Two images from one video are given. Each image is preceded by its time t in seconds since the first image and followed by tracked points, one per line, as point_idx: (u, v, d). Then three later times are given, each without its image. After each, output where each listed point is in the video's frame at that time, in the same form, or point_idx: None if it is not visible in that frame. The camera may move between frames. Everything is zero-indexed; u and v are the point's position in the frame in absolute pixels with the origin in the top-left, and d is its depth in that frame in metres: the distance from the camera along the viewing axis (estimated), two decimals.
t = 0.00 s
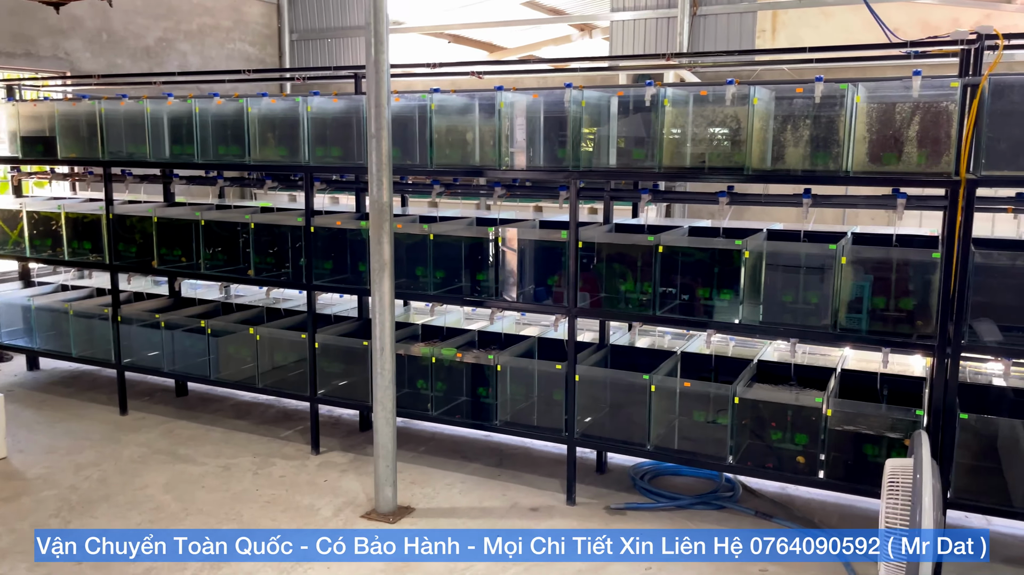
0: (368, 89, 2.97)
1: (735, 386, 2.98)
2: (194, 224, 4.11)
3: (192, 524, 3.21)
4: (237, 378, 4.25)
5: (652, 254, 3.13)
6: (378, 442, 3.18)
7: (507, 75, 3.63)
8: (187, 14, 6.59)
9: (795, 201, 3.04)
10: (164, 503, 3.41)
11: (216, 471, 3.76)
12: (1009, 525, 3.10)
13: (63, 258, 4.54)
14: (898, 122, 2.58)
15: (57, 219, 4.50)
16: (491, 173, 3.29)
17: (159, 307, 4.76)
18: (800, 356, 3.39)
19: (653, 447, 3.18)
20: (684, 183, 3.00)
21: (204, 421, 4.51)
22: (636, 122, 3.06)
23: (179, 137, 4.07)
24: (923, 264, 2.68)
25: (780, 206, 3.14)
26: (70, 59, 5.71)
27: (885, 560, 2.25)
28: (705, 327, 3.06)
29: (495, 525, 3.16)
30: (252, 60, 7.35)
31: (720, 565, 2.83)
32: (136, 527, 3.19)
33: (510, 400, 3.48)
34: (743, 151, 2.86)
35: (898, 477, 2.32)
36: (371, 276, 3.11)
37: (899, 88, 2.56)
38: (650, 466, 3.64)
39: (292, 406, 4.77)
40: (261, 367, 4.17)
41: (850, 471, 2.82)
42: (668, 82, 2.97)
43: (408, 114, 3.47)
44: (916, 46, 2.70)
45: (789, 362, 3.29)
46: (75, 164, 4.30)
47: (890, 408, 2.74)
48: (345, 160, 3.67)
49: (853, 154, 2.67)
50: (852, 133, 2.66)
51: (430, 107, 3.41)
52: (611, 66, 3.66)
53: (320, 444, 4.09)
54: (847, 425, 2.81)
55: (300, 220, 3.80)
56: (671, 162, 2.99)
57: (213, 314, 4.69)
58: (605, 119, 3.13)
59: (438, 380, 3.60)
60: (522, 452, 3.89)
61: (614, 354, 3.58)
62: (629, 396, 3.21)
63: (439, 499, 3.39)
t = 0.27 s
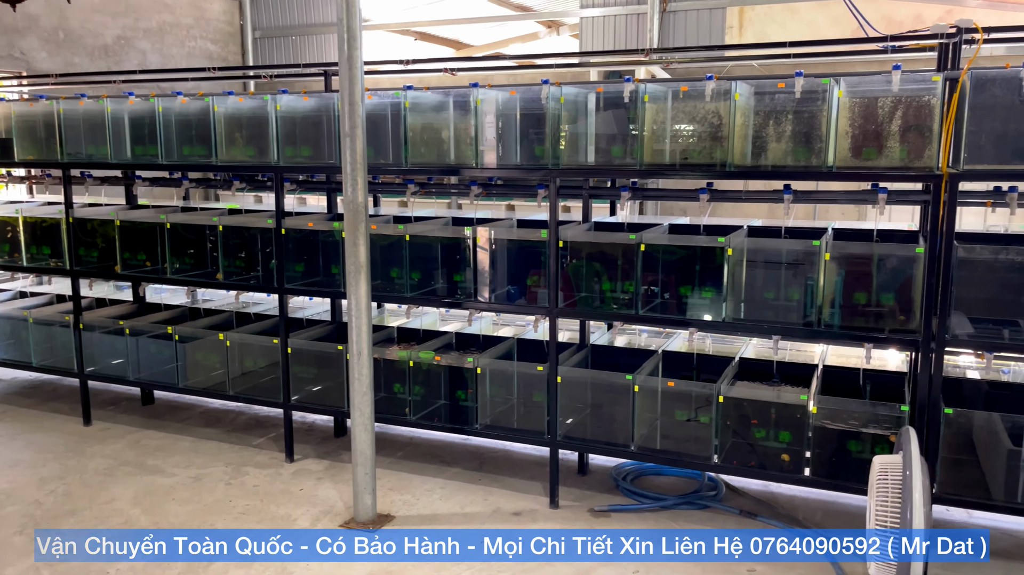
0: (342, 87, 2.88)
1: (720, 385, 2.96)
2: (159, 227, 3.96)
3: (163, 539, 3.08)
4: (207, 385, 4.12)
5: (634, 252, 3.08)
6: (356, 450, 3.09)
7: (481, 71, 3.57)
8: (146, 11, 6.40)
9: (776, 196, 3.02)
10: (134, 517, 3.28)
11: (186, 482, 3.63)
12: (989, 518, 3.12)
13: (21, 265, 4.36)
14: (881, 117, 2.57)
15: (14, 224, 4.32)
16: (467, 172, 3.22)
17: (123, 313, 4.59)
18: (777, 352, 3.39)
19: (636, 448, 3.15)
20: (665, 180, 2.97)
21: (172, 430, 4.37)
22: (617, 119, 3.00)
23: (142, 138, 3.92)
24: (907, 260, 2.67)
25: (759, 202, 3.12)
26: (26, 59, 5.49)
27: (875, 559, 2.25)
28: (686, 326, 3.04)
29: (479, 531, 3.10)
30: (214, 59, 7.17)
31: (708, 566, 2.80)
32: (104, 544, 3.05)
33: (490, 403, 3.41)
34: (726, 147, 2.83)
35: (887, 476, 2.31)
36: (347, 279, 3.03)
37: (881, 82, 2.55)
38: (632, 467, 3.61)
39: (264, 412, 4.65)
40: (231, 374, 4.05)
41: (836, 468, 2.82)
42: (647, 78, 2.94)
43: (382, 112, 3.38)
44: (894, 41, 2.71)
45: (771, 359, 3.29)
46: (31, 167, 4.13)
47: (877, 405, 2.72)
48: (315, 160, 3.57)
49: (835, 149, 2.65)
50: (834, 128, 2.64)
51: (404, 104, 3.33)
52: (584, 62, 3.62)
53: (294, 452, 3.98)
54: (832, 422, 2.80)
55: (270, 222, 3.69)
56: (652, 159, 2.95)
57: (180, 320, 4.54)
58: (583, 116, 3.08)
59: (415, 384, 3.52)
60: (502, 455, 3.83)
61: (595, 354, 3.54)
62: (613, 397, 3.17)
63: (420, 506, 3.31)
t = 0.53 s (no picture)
0: (313, 82, 2.77)
1: (704, 387, 2.90)
2: (121, 228, 3.79)
3: (127, 554, 2.93)
4: (172, 391, 3.97)
5: (616, 252, 3.01)
6: (330, 457, 2.97)
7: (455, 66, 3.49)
8: (107, 5, 6.18)
9: (758, 195, 2.97)
10: (96, 530, 3.12)
11: (152, 493, 3.48)
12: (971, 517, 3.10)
13: None
14: (867, 112, 2.53)
15: None
16: (442, 170, 3.12)
17: (84, 317, 4.41)
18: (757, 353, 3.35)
19: (618, 451, 3.08)
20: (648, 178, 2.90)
21: (136, 438, 4.20)
22: (592, 115, 2.95)
23: (103, 135, 3.75)
24: (892, 258, 2.63)
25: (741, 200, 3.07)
26: None
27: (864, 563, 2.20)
28: (669, 326, 2.97)
29: (458, 539, 3.00)
30: (178, 55, 6.96)
31: (694, 571, 2.74)
32: (64, 559, 2.90)
33: (467, 407, 3.32)
34: (709, 144, 2.77)
35: (875, 478, 2.26)
36: (319, 280, 2.91)
37: (867, 78, 2.50)
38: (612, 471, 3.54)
39: (233, 418, 4.49)
40: (198, 379, 3.90)
41: (822, 470, 2.78)
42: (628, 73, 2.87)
43: (354, 108, 3.27)
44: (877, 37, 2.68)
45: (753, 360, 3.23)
46: None
47: (862, 406, 2.68)
48: (284, 158, 3.45)
49: (820, 145, 2.61)
50: (820, 125, 2.59)
51: (378, 100, 3.22)
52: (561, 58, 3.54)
53: (265, 459, 3.84)
54: (816, 424, 2.76)
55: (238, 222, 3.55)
56: (633, 157, 2.88)
57: (144, 324, 4.36)
58: (562, 112, 2.99)
59: (390, 388, 3.41)
60: (479, 461, 3.74)
61: (574, 356, 3.46)
62: (594, 400, 3.09)
63: (396, 514, 3.20)
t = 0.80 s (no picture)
0: (280, 83, 2.63)
1: (688, 399, 2.81)
2: (77, 235, 3.60)
3: None
4: (132, 407, 3.77)
5: (596, 261, 2.90)
6: (299, 476, 2.83)
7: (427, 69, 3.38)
8: (65, 4, 5.95)
9: (742, 202, 2.90)
10: (49, 556, 2.93)
11: (109, 515, 3.29)
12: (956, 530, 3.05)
13: None
14: (855, 117, 2.47)
15: None
16: (415, 175, 3.00)
17: (39, 329, 4.20)
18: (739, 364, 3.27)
19: (600, 467, 2.97)
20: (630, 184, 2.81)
21: (93, 455, 3.99)
22: (576, 121, 2.84)
23: (60, 139, 3.57)
24: (880, 266, 2.57)
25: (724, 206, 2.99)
26: None
27: None
28: (650, 337, 2.86)
29: (434, 560, 2.87)
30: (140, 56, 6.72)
31: None
32: None
33: (442, 422, 3.19)
34: (693, 149, 2.69)
35: (867, 494, 2.19)
36: (287, 290, 2.77)
37: (855, 81, 2.44)
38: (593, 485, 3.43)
39: (196, 433, 4.30)
40: (159, 393, 3.71)
41: (809, 484, 2.70)
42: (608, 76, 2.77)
43: (324, 111, 3.14)
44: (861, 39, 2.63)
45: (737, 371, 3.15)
46: None
47: (851, 418, 2.62)
48: (250, 163, 3.29)
49: (809, 151, 2.54)
50: (809, 130, 2.52)
51: (349, 102, 3.09)
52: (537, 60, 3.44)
53: (230, 477, 3.67)
54: (804, 436, 2.68)
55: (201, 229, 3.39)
56: (613, 161, 2.79)
57: (102, 335, 4.16)
58: (540, 114, 2.91)
59: (362, 402, 3.27)
60: (455, 476, 3.61)
61: (553, 368, 3.35)
62: (575, 414, 2.98)
63: (369, 534, 3.06)
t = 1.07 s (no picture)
0: (227, 90, 2.47)
1: (658, 417, 2.72)
2: (9, 249, 3.36)
3: None
4: (70, 432, 3.54)
5: (563, 275, 2.80)
6: (250, 506, 2.65)
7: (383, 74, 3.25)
8: None
9: (711, 213, 2.82)
10: None
11: (43, 549, 3.05)
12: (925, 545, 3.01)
13: None
14: (827, 127, 2.41)
15: None
16: (371, 186, 2.87)
17: None
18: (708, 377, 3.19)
19: (568, 488, 2.86)
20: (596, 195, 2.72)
21: (28, 484, 3.73)
22: (541, 129, 2.73)
23: None
24: (853, 278, 2.51)
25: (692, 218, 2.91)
26: None
27: None
28: (619, 353, 2.76)
29: None
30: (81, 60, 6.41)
31: None
32: None
33: (402, 444, 3.04)
34: (661, 159, 2.61)
35: (845, 513, 2.11)
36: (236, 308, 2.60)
37: (826, 89, 2.38)
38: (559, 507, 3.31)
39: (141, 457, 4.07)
40: (99, 417, 3.48)
41: (783, 504, 2.63)
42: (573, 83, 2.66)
43: (275, 119, 2.98)
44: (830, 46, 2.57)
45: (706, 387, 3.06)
46: None
47: (824, 435, 2.55)
48: (197, 174, 3.11)
49: (781, 161, 2.48)
50: (780, 140, 2.46)
51: (301, 109, 2.94)
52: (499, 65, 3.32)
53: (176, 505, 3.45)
54: (776, 455, 2.61)
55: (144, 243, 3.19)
56: (578, 171, 2.71)
57: (38, 354, 3.90)
58: (503, 122, 2.77)
59: (317, 424, 3.10)
60: (416, 499, 3.45)
61: (517, 386, 3.23)
62: (541, 434, 2.86)
63: (326, 564, 2.89)
